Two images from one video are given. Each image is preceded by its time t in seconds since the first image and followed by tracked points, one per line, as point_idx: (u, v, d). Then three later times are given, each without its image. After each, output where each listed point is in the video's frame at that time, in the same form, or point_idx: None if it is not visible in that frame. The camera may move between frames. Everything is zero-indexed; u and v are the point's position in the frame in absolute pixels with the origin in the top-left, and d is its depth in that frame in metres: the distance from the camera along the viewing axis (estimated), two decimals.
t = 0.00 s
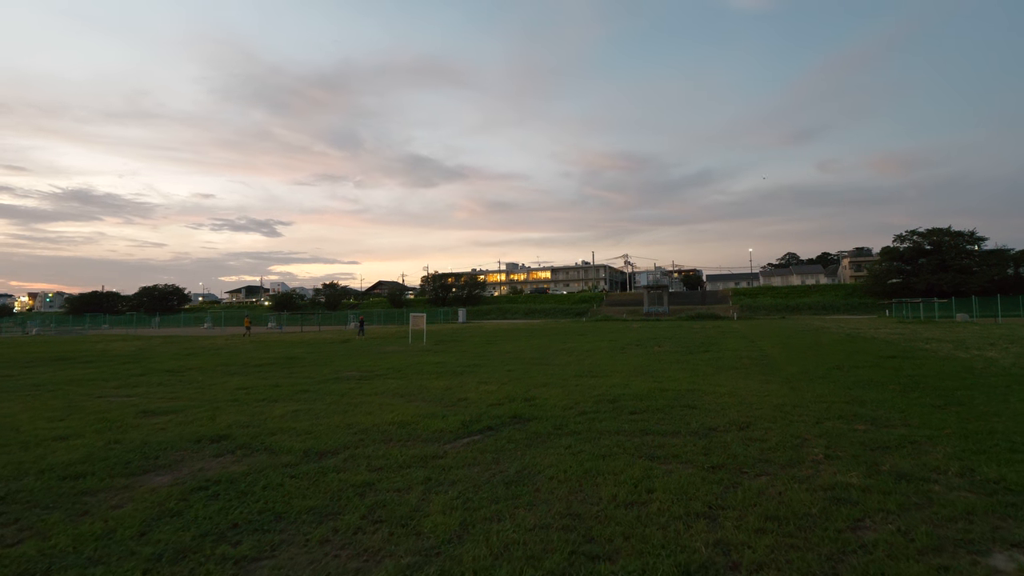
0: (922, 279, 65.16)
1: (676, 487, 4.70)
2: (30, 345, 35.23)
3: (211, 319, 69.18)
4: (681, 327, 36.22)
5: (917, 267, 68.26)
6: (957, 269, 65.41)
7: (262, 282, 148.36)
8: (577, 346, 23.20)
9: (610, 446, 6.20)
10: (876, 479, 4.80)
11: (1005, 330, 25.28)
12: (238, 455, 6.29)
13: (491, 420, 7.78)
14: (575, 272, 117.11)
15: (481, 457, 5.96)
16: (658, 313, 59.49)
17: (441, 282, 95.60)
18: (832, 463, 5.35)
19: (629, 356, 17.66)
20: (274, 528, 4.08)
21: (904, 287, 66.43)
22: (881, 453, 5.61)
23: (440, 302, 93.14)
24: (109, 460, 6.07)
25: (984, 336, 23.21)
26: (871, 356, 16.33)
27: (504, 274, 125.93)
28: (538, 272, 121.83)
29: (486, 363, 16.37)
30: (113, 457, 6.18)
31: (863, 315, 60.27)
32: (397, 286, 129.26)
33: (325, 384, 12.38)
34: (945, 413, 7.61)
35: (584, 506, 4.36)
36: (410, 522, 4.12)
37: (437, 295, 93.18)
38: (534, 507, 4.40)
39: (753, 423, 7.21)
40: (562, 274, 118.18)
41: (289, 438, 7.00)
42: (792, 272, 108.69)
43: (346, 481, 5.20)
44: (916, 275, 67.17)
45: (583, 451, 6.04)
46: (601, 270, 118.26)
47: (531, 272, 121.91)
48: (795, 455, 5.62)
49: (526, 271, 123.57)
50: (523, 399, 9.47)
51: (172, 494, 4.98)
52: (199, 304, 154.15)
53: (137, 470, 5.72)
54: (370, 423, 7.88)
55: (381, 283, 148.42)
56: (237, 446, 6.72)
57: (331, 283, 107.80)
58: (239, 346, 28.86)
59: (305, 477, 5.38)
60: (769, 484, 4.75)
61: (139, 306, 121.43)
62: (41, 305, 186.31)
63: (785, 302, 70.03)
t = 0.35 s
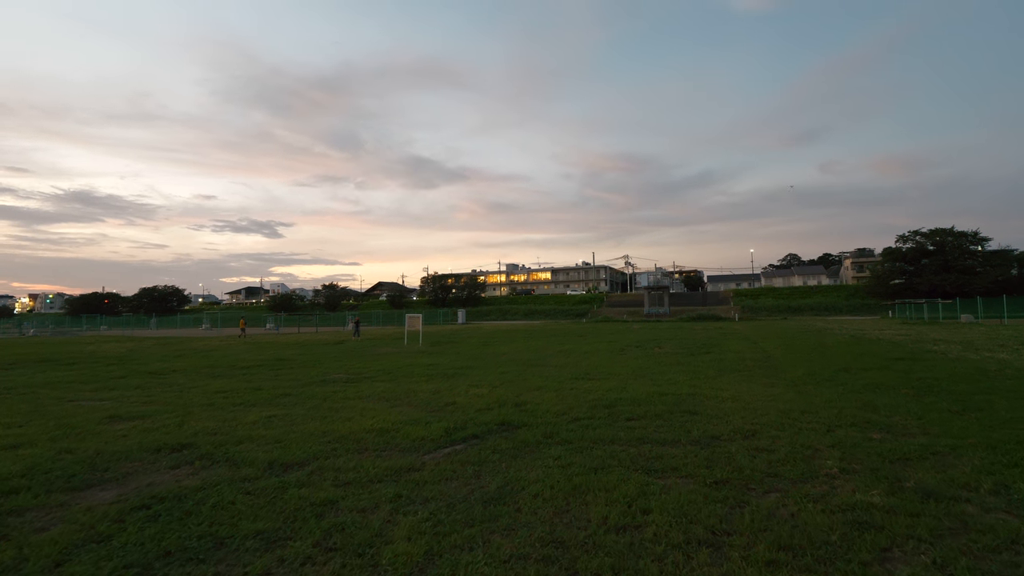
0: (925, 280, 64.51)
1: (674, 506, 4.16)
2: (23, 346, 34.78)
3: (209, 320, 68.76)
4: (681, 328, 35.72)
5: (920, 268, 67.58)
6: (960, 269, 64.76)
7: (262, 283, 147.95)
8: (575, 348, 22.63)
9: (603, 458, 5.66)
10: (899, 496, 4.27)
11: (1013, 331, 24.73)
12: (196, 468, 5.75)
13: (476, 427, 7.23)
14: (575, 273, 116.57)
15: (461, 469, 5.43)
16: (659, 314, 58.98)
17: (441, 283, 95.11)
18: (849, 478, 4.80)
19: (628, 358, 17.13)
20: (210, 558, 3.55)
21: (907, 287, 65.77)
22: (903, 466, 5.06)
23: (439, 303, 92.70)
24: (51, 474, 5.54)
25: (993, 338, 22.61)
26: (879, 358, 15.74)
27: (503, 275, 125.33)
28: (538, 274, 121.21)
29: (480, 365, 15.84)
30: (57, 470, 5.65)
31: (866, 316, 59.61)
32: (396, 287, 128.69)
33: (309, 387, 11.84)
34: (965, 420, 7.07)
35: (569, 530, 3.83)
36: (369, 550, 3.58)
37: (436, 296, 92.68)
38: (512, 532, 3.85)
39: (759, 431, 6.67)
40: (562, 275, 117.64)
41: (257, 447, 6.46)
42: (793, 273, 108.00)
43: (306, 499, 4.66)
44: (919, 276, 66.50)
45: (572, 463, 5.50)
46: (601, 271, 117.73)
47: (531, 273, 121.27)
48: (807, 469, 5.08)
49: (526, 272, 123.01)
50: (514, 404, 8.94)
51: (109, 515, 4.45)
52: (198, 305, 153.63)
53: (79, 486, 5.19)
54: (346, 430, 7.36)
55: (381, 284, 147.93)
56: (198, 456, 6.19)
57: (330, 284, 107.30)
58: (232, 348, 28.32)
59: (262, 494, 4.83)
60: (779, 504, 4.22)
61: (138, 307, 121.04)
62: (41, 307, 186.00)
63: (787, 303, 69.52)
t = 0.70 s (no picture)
0: (934, 283, 63.66)
1: (684, 536, 3.67)
2: (23, 349, 34.51)
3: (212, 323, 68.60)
4: (686, 332, 35.15)
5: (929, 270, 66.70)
6: (970, 272, 63.87)
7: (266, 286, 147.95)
8: (578, 352, 22.14)
9: (605, 476, 5.18)
10: (940, 526, 3.77)
11: None
12: (162, 482, 5.27)
13: (470, 438, 6.77)
14: (579, 275, 115.96)
15: (448, 488, 4.96)
16: (663, 317, 58.35)
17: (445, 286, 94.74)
18: (879, 504, 4.32)
19: (633, 363, 16.62)
20: None
21: (916, 290, 64.92)
22: (935, 488, 4.58)
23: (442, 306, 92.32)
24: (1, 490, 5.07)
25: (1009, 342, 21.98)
26: (893, 364, 15.19)
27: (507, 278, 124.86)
28: (542, 277, 120.66)
29: (480, 370, 15.37)
30: (8, 487, 5.18)
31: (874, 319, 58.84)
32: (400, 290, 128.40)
33: (300, 393, 11.39)
34: (995, 433, 6.56)
35: (563, 567, 3.34)
36: None
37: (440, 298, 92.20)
38: (498, 568, 3.37)
39: (774, 445, 6.18)
40: (566, 278, 117.13)
41: (231, 460, 6.00)
42: (800, 276, 107.08)
43: (273, 522, 4.19)
44: (928, 279, 65.65)
45: (570, 482, 5.02)
46: (605, 274, 117.14)
47: (535, 276, 120.77)
48: (829, 490, 4.60)
49: (530, 275, 122.52)
50: (512, 413, 8.49)
51: (49, 540, 3.97)
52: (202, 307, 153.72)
53: (27, 506, 4.72)
54: (330, 441, 6.89)
55: (384, 287, 147.66)
56: (166, 470, 5.71)
57: (333, 286, 107.05)
58: (231, 350, 27.98)
59: (225, 515, 4.35)
60: (802, 534, 3.73)
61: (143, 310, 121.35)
62: (46, 310, 186.65)
63: (793, 306, 68.78)
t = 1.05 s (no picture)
0: (952, 283, 62.31)
1: None
2: (30, 349, 34.44)
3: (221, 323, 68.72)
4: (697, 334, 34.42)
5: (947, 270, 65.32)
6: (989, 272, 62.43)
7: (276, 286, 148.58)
8: (586, 354, 21.53)
9: (613, 501, 4.63)
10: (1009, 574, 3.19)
11: None
12: (122, 502, 4.77)
13: (466, 452, 6.25)
14: (588, 276, 115.21)
15: (438, 513, 4.43)
16: (674, 318, 57.55)
17: (453, 286, 94.44)
18: (931, 541, 3.74)
19: (643, 366, 16.04)
20: None
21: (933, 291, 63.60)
22: (992, 521, 4.01)
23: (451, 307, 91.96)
24: None
25: None
26: (916, 369, 14.49)
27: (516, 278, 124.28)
28: (551, 277, 119.95)
29: (484, 373, 14.86)
30: None
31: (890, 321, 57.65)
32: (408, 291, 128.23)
33: (295, 398, 10.91)
34: None
35: None
36: None
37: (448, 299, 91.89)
38: None
39: (800, 463, 5.60)
40: (575, 278, 116.38)
41: (205, 476, 5.50)
42: (812, 277, 105.55)
43: (235, 556, 3.67)
44: (945, 279, 64.28)
45: (575, 508, 4.47)
46: (615, 274, 116.26)
47: (543, 276, 120.10)
48: (871, 522, 4.02)
49: (538, 276, 121.87)
50: (515, 422, 7.97)
51: None
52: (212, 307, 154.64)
53: None
54: (316, 454, 6.38)
55: (393, 287, 147.67)
56: (133, 486, 5.21)
57: (342, 286, 107.07)
58: (235, 351, 27.67)
59: (182, 546, 3.83)
60: None
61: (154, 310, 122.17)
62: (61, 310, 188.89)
63: (806, 307, 67.72)
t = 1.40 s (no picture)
0: (964, 283, 61.18)
1: None
2: (33, 350, 34.38)
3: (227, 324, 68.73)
4: (705, 335, 33.74)
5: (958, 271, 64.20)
6: (1002, 272, 61.28)
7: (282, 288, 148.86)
8: (590, 356, 21.00)
9: (610, 520, 4.15)
10: None
11: None
12: (66, 521, 4.33)
13: (454, 462, 5.77)
14: (594, 276, 114.53)
15: (415, 536, 3.94)
16: (680, 319, 56.87)
17: (458, 288, 94.07)
18: (976, 573, 3.22)
19: (648, 368, 15.52)
20: None
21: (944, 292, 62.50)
22: None
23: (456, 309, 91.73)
24: None
25: None
26: (934, 370, 13.88)
27: (521, 279, 123.86)
28: (556, 278, 119.34)
29: (484, 376, 14.38)
30: None
31: (900, 322, 56.68)
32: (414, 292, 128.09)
33: (285, 401, 10.48)
34: None
35: None
36: None
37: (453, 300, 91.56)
38: None
39: (818, 476, 5.08)
40: (581, 280, 115.82)
41: (166, 488, 5.05)
42: (821, 277, 104.44)
43: None
44: (957, 279, 63.15)
45: (567, 528, 4.00)
46: (621, 275, 115.52)
47: (549, 278, 119.60)
48: (903, 549, 3.51)
49: (544, 277, 121.35)
50: (510, 428, 7.49)
51: None
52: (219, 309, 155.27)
53: None
54: (293, 463, 5.92)
55: (399, 288, 147.57)
56: (83, 502, 4.77)
57: (347, 288, 106.95)
58: (235, 352, 27.35)
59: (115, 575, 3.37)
60: None
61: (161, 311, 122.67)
62: (70, 312, 190.27)
63: (815, 308, 66.80)
